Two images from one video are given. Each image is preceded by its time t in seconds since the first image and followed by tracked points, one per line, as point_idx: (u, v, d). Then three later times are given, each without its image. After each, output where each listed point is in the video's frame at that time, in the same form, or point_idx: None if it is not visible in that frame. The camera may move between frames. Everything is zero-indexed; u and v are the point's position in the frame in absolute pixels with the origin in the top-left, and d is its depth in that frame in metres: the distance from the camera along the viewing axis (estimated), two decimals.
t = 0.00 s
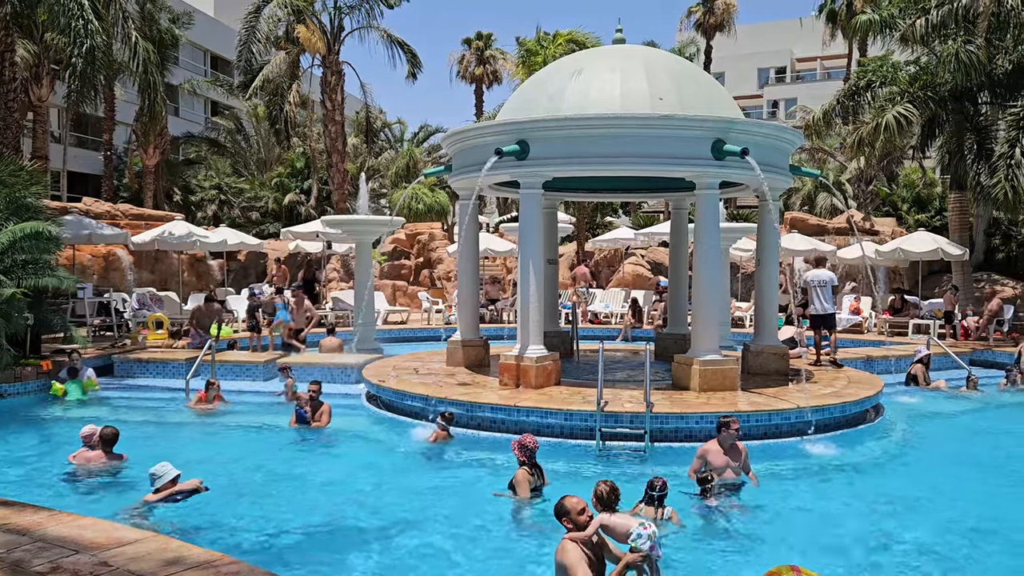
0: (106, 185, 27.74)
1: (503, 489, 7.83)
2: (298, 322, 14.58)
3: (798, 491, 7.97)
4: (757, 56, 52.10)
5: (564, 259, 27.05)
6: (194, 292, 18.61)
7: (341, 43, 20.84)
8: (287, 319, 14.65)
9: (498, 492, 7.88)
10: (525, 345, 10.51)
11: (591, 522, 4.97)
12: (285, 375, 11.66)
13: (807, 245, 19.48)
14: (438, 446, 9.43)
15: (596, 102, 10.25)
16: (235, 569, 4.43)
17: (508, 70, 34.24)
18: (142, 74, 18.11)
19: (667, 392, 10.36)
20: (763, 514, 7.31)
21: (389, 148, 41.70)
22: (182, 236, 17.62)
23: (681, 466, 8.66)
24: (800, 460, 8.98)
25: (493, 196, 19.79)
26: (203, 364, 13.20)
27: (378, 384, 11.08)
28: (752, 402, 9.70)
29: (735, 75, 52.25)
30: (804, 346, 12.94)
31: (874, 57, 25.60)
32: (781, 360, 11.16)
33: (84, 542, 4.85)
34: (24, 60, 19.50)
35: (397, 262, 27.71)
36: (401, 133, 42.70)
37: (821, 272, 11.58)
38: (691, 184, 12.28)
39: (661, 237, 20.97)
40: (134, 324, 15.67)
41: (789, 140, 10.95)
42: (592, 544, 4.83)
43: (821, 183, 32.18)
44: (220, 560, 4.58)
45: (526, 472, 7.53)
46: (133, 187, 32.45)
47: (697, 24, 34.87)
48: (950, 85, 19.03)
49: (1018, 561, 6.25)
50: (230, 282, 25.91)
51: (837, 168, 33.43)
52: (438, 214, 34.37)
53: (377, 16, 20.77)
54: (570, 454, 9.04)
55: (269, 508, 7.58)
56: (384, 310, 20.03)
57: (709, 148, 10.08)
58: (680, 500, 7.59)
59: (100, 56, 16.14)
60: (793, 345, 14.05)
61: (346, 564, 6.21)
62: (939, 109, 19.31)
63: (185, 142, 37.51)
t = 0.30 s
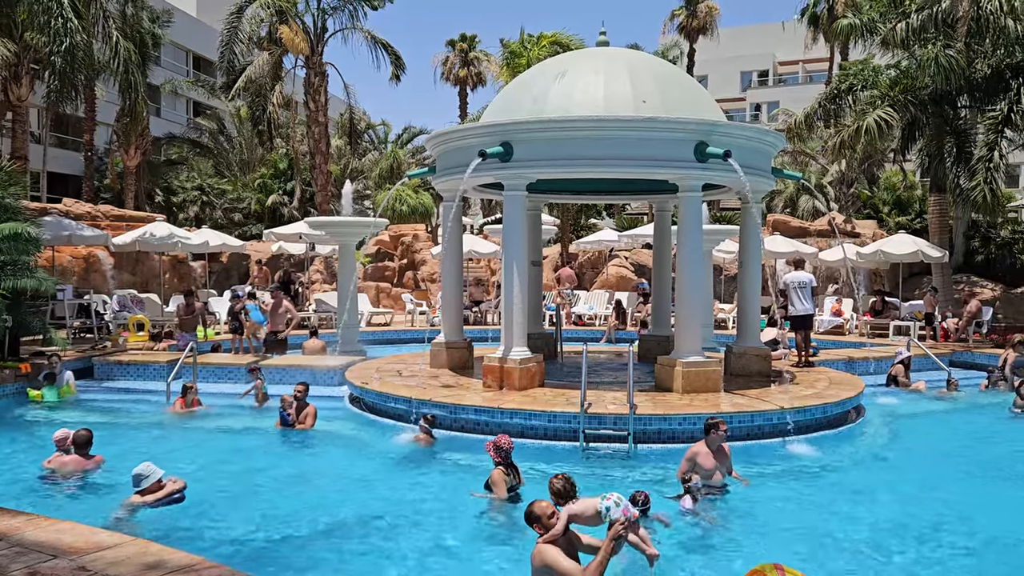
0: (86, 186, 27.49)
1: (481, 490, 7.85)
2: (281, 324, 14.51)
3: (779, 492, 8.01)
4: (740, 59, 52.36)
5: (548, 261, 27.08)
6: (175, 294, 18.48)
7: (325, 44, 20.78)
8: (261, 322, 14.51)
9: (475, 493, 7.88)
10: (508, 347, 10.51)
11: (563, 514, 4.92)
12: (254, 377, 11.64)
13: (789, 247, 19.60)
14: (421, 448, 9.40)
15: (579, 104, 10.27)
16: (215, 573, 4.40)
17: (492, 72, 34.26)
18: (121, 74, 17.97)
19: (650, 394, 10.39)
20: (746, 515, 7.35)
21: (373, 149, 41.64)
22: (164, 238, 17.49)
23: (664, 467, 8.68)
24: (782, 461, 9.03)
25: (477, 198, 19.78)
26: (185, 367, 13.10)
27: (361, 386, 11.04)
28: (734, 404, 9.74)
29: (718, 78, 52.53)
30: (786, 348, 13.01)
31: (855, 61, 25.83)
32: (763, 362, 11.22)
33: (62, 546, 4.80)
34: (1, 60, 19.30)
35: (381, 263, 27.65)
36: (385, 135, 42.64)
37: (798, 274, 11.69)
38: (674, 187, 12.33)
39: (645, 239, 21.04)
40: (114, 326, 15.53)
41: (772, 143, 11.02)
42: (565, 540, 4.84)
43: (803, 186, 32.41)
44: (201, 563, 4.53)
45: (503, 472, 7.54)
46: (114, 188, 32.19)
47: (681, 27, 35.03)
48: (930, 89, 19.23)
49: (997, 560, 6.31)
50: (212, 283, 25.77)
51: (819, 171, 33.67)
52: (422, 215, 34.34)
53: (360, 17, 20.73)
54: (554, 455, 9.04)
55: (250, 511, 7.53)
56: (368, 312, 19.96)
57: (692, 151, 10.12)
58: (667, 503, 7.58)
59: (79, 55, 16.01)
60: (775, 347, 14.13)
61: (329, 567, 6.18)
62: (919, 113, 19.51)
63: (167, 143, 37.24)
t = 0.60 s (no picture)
0: (67, 186, 27.21)
1: (459, 491, 7.81)
2: (264, 326, 14.42)
3: (762, 493, 8.05)
4: (723, 62, 52.63)
5: (533, 262, 27.12)
6: (157, 295, 18.33)
7: (309, 45, 20.70)
8: (241, 322, 14.34)
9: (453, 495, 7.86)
10: (492, 348, 10.49)
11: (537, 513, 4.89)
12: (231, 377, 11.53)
13: (772, 249, 19.72)
14: (404, 450, 9.37)
15: (564, 106, 10.29)
16: None
17: (476, 73, 34.26)
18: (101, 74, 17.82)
19: (634, 395, 10.41)
20: (729, 516, 7.38)
21: (357, 151, 41.51)
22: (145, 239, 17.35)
23: (648, 469, 8.70)
24: (765, 461, 9.07)
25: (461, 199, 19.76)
26: (166, 368, 12.99)
27: (344, 388, 10.99)
28: (717, 405, 9.78)
29: (701, 81, 52.79)
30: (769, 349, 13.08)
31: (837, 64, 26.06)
32: (746, 363, 11.27)
33: (41, 551, 4.74)
34: None
35: (365, 265, 27.58)
36: (369, 136, 42.54)
37: (781, 276, 11.81)
38: (658, 189, 12.37)
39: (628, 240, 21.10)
40: (95, 328, 15.38)
41: (754, 145, 11.08)
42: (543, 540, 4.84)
43: (785, 188, 32.63)
44: (182, 567, 4.48)
45: (479, 473, 7.49)
46: (95, 188, 31.91)
47: (664, 30, 35.17)
48: (910, 93, 19.42)
49: (977, 559, 6.37)
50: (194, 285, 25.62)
51: (801, 174, 33.90)
52: (406, 216, 34.29)
53: (345, 19, 20.68)
54: (538, 457, 9.04)
55: (231, 514, 7.47)
56: (351, 314, 19.89)
57: (676, 153, 10.16)
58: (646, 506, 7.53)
59: (59, 55, 15.89)
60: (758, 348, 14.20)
61: (312, 570, 6.14)
62: (900, 116, 19.69)
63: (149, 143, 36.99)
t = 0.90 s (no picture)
0: (46, 186, 26.92)
1: (435, 490, 7.86)
2: (246, 326, 14.33)
3: (746, 492, 8.08)
4: (706, 63, 52.86)
5: (517, 262, 27.14)
6: (137, 295, 18.17)
7: (291, 44, 20.59)
8: (224, 321, 14.30)
9: (431, 494, 7.90)
10: (476, 349, 10.48)
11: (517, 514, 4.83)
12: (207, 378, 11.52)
13: (754, 250, 19.84)
14: (387, 451, 9.35)
15: (547, 106, 10.30)
16: None
17: (460, 74, 34.23)
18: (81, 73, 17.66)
19: (617, 395, 10.44)
20: (711, 516, 7.40)
21: (340, 150, 41.37)
22: (126, 239, 17.20)
23: (632, 468, 8.72)
24: (746, 461, 9.12)
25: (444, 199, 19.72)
26: (147, 369, 12.88)
27: (327, 389, 10.94)
28: (700, 405, 9.82)
29: (684, 82, 52.99)
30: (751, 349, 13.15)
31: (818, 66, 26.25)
32: (728, 363, 11.32)
33: (18, 554, 4.68)
34: None
35: (348, 265, 27.51)
36: (352, 136, 42.43)
37: (767, 276, 11.83)
38: (642, 190, 12.41)
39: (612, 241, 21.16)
40: (74, 329, 15.24)
41: (736, 146, 11.13)
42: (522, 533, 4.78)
43: (767, 189, 32.84)
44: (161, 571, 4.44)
45: (454, 473, 7.55)
46: (75, 188, 31.61)
47: (648, 30, 35.28)
48: (890, 95, 19.59)
49: (953, 557, 6.44)
50: (176, 285, 25.48)
51: (783, 175, 34.13)
52: (390, 216, 34.24)
53: (328, 18, 20.59)
54: (521, 457, 9.05)
55: (213, 516, 7.42)
56: (334, 314, 19.83)
57: (658, 154, 10.19)
58: (627, 504, 7.54)
59: (37, 52, 15.73)
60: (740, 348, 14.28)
61: (295, 571, 6.13)
62: (880, 118, 19.86)
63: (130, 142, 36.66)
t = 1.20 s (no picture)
0: (19, 184, 26.55)
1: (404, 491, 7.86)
2: (225, 326, 14.23)
3: (724, 490, 8.13)
4: (687, 63, 53.11)
5: (497, 262, 27.15)
6: (113, 295, 17.98)
7: (270, 42, 20.47)
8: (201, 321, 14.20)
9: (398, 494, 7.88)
10: (456, 348, 10.46)
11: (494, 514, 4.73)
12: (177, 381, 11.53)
13: (733, 249, 19.96)
14: (366, 451, 9.32)
15: (527, 105, 10.31)
16: None
17: (440, 72, 34.17)
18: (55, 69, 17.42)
19: (597, 394, 10.47)
20: (690, 513, 7.44)
21: (319, 149, 41.15)
22: (102, 237, 17.00)
23: (611, 467, 8.74)
24: (725, 459, 9.18)
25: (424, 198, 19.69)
26: (124, 370, 12.75)
27: (306, 388, 10.89)
28: (680, 403, 9.88)
29: (665, 82, 53.22)
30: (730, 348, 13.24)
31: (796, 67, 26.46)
32: (708, 362, 11.39)
33: None
34: None
35: (328, 264, 27.39)
36: (331, 135, 42.24)
37: (746, 276, 11.90)
38: (622, 189, 12.45)
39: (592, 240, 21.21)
40: (49, 329, 15.05)
41: (715, 146, 11.20)
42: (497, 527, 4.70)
43: (746, 189, 33.06)
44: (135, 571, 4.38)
45: (424, 472, 7.58)
46: (50, 186, 31.19)
47: (628, 30, 35.39)
48: (867, 95, 19.79)
49: (927, 553, 6.51)
50: (153, 284, 25.24)
51: (761, 174, 34.38)
52: (370, 215, 34.14)
53: (307, 16, 20.48)
54: (501, 456, 9.05)
55: (190, 517, 7.36)
56: (314, 313, 19.73)
57: (638, 153, 10.23)
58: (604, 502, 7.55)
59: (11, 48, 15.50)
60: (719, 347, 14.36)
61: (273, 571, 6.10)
62: (857, 118, 20.05)
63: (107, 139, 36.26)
